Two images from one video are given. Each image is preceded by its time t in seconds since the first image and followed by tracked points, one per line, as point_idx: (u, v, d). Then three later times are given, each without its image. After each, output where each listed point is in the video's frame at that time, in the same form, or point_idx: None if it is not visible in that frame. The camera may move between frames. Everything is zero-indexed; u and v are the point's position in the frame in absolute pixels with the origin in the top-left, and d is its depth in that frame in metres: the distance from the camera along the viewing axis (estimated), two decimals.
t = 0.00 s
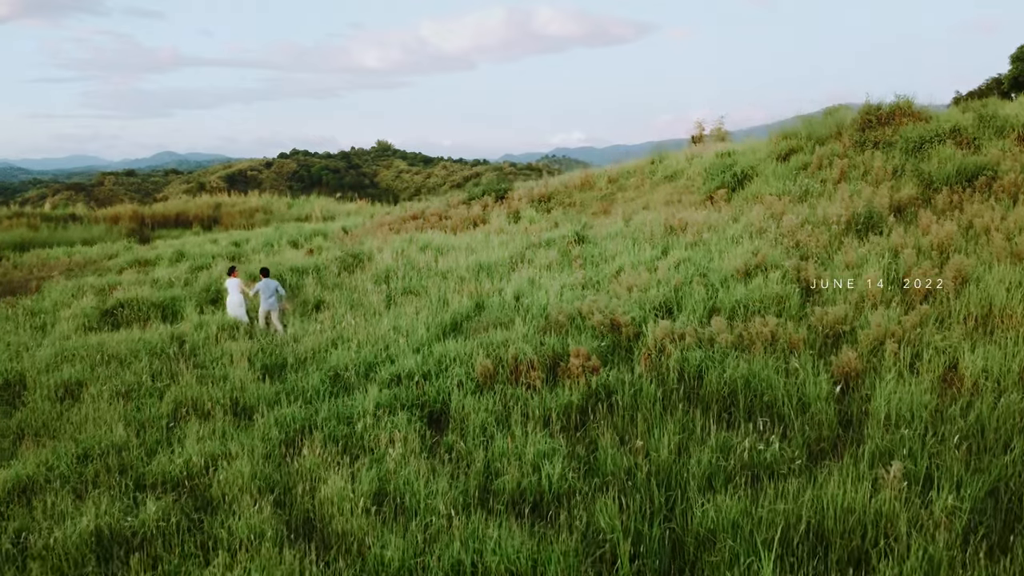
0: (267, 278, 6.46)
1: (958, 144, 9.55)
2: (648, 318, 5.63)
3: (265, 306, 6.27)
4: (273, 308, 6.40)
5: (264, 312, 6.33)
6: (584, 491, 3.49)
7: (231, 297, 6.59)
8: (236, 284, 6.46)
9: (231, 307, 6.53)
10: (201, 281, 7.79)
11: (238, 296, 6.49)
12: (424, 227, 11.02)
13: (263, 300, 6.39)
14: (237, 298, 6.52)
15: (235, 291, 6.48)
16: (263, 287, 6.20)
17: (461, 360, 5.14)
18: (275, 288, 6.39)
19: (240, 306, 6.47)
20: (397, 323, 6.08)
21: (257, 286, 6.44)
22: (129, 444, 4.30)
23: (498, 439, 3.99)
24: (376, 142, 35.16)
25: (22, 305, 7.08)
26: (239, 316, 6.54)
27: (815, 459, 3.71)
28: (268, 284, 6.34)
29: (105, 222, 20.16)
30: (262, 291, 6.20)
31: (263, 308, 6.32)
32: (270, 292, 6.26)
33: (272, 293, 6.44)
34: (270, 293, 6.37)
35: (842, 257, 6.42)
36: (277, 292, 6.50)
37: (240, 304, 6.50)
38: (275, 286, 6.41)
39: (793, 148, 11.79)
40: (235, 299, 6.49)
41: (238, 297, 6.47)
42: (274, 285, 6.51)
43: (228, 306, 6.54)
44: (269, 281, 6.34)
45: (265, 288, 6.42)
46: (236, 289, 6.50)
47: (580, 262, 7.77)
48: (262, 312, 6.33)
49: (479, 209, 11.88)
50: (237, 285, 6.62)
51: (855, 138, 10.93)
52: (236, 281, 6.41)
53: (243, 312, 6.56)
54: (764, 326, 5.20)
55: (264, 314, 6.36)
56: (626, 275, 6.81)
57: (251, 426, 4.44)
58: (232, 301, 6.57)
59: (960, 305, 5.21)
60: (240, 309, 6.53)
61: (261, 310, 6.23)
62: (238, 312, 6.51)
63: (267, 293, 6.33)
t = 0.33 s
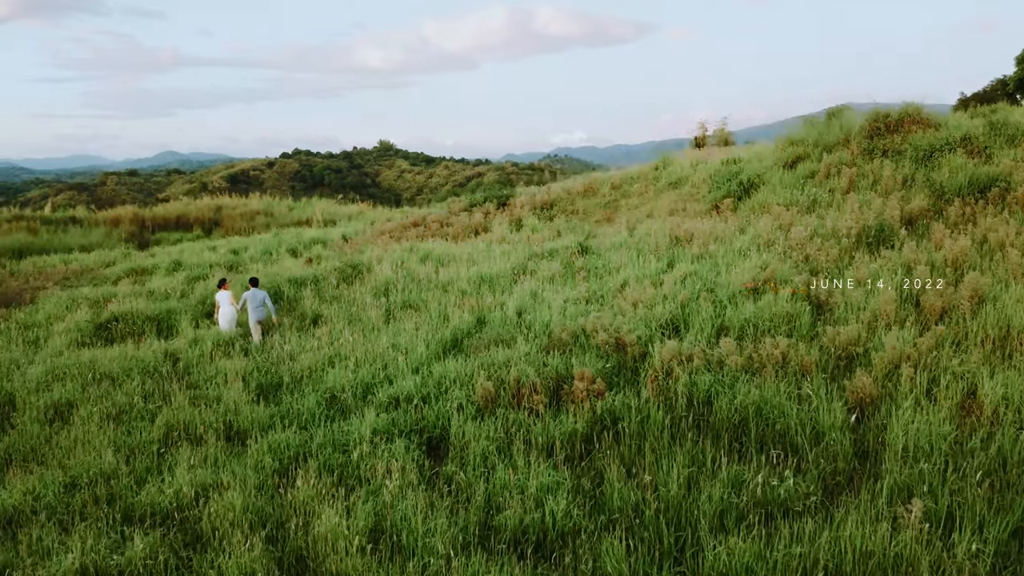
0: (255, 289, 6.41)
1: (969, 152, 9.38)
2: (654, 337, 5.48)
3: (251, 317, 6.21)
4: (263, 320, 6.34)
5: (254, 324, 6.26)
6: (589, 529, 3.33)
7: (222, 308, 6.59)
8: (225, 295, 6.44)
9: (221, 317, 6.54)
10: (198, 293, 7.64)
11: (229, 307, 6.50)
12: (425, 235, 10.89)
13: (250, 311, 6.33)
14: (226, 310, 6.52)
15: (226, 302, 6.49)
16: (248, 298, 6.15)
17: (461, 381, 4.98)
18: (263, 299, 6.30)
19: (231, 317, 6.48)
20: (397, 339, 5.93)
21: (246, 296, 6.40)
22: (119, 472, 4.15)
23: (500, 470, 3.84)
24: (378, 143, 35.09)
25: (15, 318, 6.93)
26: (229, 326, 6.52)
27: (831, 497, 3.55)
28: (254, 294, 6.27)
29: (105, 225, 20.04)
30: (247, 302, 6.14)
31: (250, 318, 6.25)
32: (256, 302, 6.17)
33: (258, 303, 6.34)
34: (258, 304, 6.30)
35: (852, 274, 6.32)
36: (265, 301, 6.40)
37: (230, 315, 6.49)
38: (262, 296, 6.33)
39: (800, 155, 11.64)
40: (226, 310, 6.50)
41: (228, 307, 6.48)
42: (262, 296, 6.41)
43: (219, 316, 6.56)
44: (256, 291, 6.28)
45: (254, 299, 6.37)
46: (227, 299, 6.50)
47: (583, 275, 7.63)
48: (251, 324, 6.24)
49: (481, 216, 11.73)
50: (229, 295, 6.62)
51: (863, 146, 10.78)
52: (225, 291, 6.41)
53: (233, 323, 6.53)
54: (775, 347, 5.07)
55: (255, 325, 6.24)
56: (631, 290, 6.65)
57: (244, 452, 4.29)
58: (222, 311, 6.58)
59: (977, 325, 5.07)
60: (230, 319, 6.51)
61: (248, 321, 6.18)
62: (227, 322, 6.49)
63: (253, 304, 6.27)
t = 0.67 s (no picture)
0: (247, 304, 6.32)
1: (985, 161, 9.17)
2: (663, 358, 5.30)
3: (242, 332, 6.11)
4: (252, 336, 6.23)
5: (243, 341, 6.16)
6: None
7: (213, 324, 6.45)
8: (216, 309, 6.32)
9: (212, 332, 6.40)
10: (196, 305, 7.47)
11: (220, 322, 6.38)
12: (428, 243, 10.73)
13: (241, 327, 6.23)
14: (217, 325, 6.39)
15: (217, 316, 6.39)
16: (240, 313, 6.08)
17: (463, 405, 4.79)
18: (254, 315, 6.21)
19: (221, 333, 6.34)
20: (398, 358, 5.76)
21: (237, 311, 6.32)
22: (107, 504, 3.99)
23: (503, 507, 3.65)
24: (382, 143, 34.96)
25: (9, 332, 6.77)
26: (220, 342, 6.37)
27: (854, 543, 3.36)
28: (247, 310, 6.19)
29: (108, 228, 19.94)
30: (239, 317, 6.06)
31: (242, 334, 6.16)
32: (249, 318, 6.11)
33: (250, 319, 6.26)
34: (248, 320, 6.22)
35: (869, 292, 6.18)
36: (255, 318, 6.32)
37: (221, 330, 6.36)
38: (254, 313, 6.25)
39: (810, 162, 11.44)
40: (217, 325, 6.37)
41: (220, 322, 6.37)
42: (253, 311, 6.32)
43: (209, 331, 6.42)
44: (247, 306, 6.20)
45: (245, 315, 6.28)
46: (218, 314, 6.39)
47: (589, 288, 7.45)
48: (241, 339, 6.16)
49: (485, 224, 11.56)
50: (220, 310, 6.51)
51: (875, 154, 10.58)
52: (216, 305, 6.31)
53: (225, 338, 6.38)
54: (790, 372, 4.90)
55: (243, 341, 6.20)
56: (639, 305, 6.46)
57: (238, 482, 4.12)
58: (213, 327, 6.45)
59: (1001, 350, 4.89)
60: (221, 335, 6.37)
61: (239, 336, 6.07)
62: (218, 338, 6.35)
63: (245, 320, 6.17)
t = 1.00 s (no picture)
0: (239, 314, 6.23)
1: (1007, 171, 8.90)
2: (677, 382, 5.08)
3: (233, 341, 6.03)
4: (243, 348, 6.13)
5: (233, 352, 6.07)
6: None
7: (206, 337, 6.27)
8: (209, 322, 6.22)
9: (205, 347, 6.22)
10: (195, 318, 7.31)
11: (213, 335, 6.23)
12: (434, 252, 10.56)
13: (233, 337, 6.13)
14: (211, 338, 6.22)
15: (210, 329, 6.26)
16: (233, 322, 6.03)
17: (467, 432, 4.59)
18: (246, 326, 6.14)
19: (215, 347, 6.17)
20: (401, 377, 5.58)
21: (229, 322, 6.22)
22: (95, 539, 3.80)
23: (510, 549, 3.44)
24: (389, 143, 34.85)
25: (4, 346, 6.62)
26: (214, 356, 6.18)
27: None
28: (239, 319, 6.11)
29: (113, 230, 19.86)
30: (231, 326, 6.00)
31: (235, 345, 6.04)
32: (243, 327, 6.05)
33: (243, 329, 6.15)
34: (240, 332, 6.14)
35: (890, 311, 5.96)
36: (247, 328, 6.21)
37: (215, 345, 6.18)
38: (246, 323, 6.18)
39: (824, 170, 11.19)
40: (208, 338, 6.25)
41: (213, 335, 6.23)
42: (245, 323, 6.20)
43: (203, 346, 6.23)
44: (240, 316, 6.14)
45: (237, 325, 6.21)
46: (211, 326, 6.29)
47: (598, 302, 7.25)
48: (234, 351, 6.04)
49: (492, 232, 11.37)
50: (213, 323, 6.37)
51: (892, 162, 10.33)
52: (209, 317, 6.21)
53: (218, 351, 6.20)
54: (811, 401, 4.68)
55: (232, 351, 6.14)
56: (650, 322, 6.24)
57: (231, 517, 3.93)
58: (206, 341, 6.28)
59: None
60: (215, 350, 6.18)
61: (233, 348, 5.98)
62: (212, 353, 6.16)
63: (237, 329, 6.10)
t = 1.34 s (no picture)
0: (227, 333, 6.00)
1: None
2: (694, 411, 4.83)
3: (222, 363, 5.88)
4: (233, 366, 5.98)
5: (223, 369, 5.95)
6: None
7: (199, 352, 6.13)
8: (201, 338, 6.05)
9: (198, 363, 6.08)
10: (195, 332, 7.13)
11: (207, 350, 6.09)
12: (441, 260, 10.36)
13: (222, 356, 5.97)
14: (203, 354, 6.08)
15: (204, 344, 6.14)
16: (220, 343, 5.82)
17: (474, 464, 4.37)
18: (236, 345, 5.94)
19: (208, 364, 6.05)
20: (406, 399, 5.36)
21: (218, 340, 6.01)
22: None
23: None
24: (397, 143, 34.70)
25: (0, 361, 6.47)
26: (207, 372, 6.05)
27: None
28: (227, 340, 5.90)
29: (120, 232, 19.81)
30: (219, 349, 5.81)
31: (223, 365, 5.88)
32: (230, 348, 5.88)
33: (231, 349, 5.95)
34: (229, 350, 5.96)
35: (916, 334, 5.70)
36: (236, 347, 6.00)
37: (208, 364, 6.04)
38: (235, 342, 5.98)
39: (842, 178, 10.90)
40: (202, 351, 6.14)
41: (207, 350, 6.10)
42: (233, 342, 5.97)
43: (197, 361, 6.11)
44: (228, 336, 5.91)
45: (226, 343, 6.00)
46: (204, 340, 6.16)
47: (610, 318, 7.01)
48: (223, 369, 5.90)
49: (500, 239, 11.15)
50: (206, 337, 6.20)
51: (912, 169, 10.03)
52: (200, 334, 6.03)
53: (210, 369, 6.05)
54: (836, 434, 4.43)
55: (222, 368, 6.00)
56: (664, 341, 6.00)
57: (224, 556, 3.73)
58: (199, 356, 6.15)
59: None
60: (208, 367, 6.05)
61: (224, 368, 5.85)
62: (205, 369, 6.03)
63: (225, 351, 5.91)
